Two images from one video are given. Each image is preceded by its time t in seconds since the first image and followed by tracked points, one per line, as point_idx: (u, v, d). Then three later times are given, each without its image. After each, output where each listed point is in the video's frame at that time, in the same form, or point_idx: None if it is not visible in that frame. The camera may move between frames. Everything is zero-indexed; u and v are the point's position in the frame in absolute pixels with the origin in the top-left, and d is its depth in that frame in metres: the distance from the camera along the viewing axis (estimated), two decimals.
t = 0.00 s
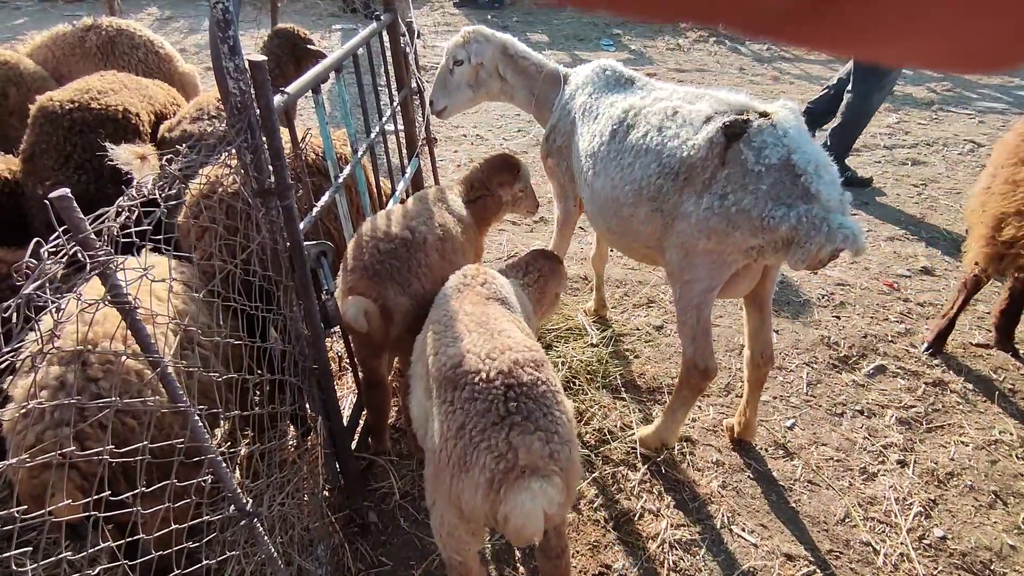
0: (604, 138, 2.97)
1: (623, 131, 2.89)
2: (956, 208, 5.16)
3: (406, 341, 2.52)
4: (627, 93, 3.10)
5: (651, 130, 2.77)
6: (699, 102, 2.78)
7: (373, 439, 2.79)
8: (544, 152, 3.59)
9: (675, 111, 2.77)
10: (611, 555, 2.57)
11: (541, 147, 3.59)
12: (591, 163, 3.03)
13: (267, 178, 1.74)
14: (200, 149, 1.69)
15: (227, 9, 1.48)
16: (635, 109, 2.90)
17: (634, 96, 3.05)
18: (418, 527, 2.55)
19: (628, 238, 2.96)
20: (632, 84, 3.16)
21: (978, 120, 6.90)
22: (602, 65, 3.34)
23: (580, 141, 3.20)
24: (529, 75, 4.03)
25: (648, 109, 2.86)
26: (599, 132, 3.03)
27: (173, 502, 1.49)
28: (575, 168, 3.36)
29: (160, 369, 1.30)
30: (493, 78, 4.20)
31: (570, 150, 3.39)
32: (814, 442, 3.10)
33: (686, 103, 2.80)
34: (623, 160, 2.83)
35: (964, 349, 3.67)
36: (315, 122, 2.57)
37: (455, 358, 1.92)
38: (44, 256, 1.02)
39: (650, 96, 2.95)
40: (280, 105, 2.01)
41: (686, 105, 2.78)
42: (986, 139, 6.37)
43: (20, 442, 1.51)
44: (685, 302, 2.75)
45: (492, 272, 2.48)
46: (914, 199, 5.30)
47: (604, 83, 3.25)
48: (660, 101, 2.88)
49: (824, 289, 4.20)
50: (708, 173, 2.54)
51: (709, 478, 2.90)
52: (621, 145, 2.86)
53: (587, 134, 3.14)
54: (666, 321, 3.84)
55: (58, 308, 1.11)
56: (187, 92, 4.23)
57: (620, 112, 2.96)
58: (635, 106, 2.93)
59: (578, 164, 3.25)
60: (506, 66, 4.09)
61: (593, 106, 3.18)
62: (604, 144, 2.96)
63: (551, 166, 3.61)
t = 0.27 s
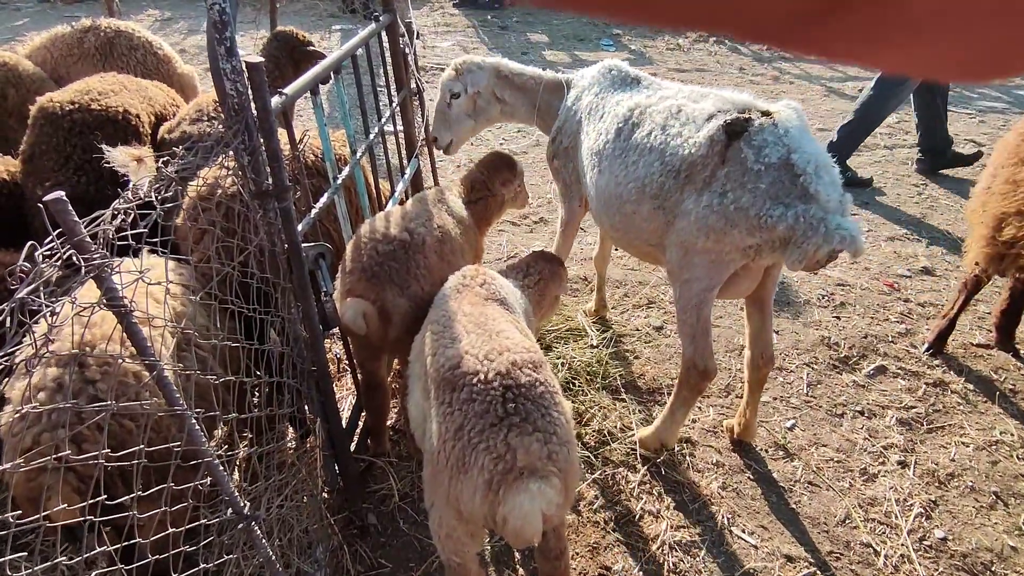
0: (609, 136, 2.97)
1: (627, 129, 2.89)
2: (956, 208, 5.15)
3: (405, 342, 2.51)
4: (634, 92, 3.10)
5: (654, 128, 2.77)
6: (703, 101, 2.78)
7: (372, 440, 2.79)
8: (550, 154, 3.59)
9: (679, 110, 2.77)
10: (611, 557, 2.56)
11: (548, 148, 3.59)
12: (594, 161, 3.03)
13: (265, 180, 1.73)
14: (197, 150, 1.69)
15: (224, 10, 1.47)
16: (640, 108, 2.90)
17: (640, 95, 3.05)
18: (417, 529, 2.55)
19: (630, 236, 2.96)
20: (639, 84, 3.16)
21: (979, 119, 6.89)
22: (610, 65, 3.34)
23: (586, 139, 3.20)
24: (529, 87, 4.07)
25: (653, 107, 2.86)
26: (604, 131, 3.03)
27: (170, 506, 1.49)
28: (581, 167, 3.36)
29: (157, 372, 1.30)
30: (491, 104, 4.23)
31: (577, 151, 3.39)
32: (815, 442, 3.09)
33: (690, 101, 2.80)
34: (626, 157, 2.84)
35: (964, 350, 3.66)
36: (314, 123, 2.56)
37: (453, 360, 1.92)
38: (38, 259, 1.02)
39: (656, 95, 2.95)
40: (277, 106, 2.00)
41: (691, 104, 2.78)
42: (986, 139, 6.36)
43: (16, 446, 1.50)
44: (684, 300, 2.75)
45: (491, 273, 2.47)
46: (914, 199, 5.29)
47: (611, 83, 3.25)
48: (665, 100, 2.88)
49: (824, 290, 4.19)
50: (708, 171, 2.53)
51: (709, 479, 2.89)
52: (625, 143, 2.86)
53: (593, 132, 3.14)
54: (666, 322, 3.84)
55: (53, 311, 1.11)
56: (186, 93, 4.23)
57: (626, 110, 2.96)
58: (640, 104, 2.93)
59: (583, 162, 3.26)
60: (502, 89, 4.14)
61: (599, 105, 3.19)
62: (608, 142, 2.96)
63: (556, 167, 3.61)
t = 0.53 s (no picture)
0: (613, 134, 2.98)
1: (631, 127, 2.89)
2: (957, 208, 5.14)
3: (405, 344, 2.51)
4: (639, 91, 3.10)
5: (657, 125, 2.77)
6: (707, 100, 2.77)
7: (372, 441, 2.78)
8: (556, 155, 3.59)
9: (683, 109, 2.76)
10: (611, 558, 2.56)
11: (554, 148, 3.60)
12: (599, 158, 3.03)
13: (265, 182, 1.73)
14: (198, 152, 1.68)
15: (223, 11, 1.47)
16: (645, 106, 2.90)
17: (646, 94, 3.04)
18: (418, 530, 2.54)
19: (631, 233, 2.96)
20: (645, 83, 3.15)
21: (980, 119, 6.88)
22: (616, 64, 3.34)
23: (592, 136, 3.20)
24: (528, 101, 4.05)
25: (657, 105, 2.86)
26: (609, 128, 3.03)
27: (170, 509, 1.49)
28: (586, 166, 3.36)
29: (156, 374, 1.29)
30: (494, 126, 4.22)
31: (583, 151, 3.40)
32: (815, 444, 3.09)
33: (694, 100, 2.79)
34: (629, 155, 2.84)
35: (965, 351, 3.66)
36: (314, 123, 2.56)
37: (453, 362, 1.91)
38: (37, 264, 1.01)
39: (661, 94, 2.95)
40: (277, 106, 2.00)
41: (694, 102, 2.78)
42: (987, 139, 6.35)
43: (14, 450, 1.50)
44: (684, 299, 2.74)
45: (492, 274, 2.47)
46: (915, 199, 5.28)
47: (618, 82, 3.25)
48: (670, 98, 2.88)
49: (825, 290, 4.18)
50: (708, 169, 2.53)
51: (709, 480, 2.89)
52: (629, 140, 2.86)
53: (598, 129, 3.15)
54: (667, 322, 3.84)
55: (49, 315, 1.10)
56: (186, 93, 4.23)
57: (631, 108, 2.96)
58: (645, 103, 2.93)
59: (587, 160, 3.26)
60: (502, 108, 4.14)
61: (605, 104, 3.19)
62: (612, 139, 2.96)
63: (561, 168, 3.61)
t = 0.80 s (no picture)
0: (618, 131, 2.98)
1: (635, 124, 2.89)
2: (961, 207, 5.13)
3: (407, 343, 2.51)
4: (645, 88, 3.09)
5: (661, 123, 2.77)
6: (711, 97, 2.77)
7: (374, 439, 2.79)
8: (561, 155, 3.59)
9: (688, 107, 2.76)
10: (612, 556, 2.56)
11: (559, 147, 3.60)
12: (603, 155, 3.03)
13: (269, 181, 1.73)
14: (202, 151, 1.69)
15: (228, 11, 1.46)
16: (650, 103, 2.90)
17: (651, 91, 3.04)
18: (420, 528, 2.55)
19: (634, 230, 2.96)
20: (651, 81, 3.15)
21: (984, 117, 6.86)
22: (622, 62, 3.34)
23: (597, 133, 3.20)
24: (529, 111, 4.12)
25: (661, 102, 2.86)
26: (614, 125, 3.03)
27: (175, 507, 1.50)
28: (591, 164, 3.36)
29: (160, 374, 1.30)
30: (493, 143, 4.24)
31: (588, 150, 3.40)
32: (817, 443, 3.09)
33: (698, 98, 2.79)
34: (633, 151, 2.84)
35: (968, 351, 3.66)
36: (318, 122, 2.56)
37: (457, 362, 1.92)
38: (43, 266, 1.02)
39: (666, 91, 2.95)
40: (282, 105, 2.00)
41: (698, 100, 2.78)
42: (991, 138, 6.33)
43: (21, 449, 1.51)
44: (685, 297, 2.74)
45: (496, 273, 2.48)
46: (918, 198, 5.27)
47: (624, 80, 3.25)
48: (674, 96, 2.88)
49: (827, 289, 4.18)
50: (710, 166, 2.53)
51: (711, 480, 2.89)
52: (633, 138, 2.86)
53: (603, 127, 3.15)
54: (669, 321, 3.84)
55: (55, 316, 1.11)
56: (189, 90, 4.22)
57: (637, 105, 2.95)
58: (650, 100, 2.93)
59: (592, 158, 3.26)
60: (504, 124, 4.18)
61: (611, 102, 3.19)
62: (617, 136, 2.96)
63: (565, 166, 3.61)
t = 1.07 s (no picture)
0: (624, 128, 2.97)
1: (643, 120, 2.88)
2: (966, 205, 5.12)
3: (413, 340, 2.52)
4: (651, 85, 3.08)
5: (669, 120, 2.77)
6: (719, 95, 2.77)
7: (379, 434, 2.80)
8: (566, 152, 3.59)
9: (696, 104, 2.76)
10: (616, 553, 2.57)
11: (563, 145, 3.59)
12: (610, 151, 3.02)
13: (277, 178, 1.73)
14: (211, 149, 1.69)
15: (237, 9, 1.45)
16: (657, 100, 2.89)
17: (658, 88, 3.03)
18: (425, 524, 2.56)
19: (641, 228, 2.95)
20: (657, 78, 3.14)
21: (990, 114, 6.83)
22: (629, 58, 3.33)
23: (602, 130, 3.19)
24: (534, 115, 4.06)
25: (669, 99, 2.85)
26: (621, 121, 3.02)
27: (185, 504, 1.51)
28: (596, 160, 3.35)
29: (170, 372, 1.31)
30: (502, 149, 4.18)
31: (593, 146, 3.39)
32: (820, 442, 3.09)
33: (707, 95, 2.79)
34: (640, 148, 2.83)
35: (972, 350, 3.65)
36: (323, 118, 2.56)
37: (463, 360, 1.92)
38: (56, 265, 1.02)
39: (674, 88, 2.94)
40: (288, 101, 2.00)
41: (707, 97, 2.78)
42: (997, 135, 6.31)
43: (33, 445, 1.52)
44: (691, 296, 2.74)
45: (501, 271, 2.48)
46: (924, 196, 5.26)
47: (630, 76, 3.23)
48: (682, 93, 2.87)
49: (832, 287, 4.17)
50: (719, 164, 2.53)
51: (714, 477, 2.90)
52: (640, 135, 2.85)
53: (610, 123, 3.14)
54: (673, 319, 3.84)
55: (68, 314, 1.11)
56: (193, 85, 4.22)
57: (644, 102, 2.95)
58: (658, 97, 2.92)
59: (598, 154, 3.25)
60: (509, 128, 4.11)
61: (617, 98, 3.18)
62: (623, 133, 2.95)
63: (569, 163, 3.61)
